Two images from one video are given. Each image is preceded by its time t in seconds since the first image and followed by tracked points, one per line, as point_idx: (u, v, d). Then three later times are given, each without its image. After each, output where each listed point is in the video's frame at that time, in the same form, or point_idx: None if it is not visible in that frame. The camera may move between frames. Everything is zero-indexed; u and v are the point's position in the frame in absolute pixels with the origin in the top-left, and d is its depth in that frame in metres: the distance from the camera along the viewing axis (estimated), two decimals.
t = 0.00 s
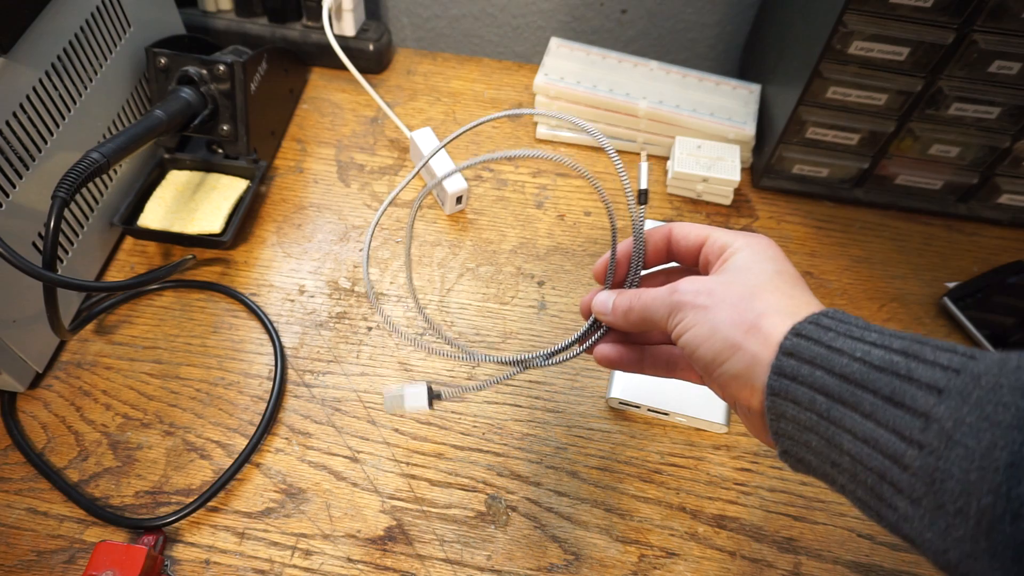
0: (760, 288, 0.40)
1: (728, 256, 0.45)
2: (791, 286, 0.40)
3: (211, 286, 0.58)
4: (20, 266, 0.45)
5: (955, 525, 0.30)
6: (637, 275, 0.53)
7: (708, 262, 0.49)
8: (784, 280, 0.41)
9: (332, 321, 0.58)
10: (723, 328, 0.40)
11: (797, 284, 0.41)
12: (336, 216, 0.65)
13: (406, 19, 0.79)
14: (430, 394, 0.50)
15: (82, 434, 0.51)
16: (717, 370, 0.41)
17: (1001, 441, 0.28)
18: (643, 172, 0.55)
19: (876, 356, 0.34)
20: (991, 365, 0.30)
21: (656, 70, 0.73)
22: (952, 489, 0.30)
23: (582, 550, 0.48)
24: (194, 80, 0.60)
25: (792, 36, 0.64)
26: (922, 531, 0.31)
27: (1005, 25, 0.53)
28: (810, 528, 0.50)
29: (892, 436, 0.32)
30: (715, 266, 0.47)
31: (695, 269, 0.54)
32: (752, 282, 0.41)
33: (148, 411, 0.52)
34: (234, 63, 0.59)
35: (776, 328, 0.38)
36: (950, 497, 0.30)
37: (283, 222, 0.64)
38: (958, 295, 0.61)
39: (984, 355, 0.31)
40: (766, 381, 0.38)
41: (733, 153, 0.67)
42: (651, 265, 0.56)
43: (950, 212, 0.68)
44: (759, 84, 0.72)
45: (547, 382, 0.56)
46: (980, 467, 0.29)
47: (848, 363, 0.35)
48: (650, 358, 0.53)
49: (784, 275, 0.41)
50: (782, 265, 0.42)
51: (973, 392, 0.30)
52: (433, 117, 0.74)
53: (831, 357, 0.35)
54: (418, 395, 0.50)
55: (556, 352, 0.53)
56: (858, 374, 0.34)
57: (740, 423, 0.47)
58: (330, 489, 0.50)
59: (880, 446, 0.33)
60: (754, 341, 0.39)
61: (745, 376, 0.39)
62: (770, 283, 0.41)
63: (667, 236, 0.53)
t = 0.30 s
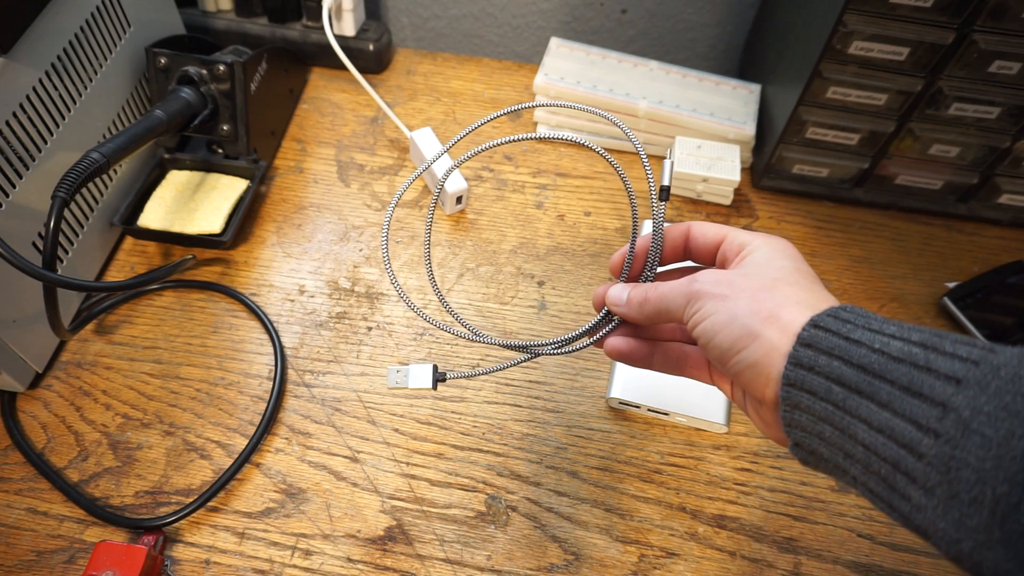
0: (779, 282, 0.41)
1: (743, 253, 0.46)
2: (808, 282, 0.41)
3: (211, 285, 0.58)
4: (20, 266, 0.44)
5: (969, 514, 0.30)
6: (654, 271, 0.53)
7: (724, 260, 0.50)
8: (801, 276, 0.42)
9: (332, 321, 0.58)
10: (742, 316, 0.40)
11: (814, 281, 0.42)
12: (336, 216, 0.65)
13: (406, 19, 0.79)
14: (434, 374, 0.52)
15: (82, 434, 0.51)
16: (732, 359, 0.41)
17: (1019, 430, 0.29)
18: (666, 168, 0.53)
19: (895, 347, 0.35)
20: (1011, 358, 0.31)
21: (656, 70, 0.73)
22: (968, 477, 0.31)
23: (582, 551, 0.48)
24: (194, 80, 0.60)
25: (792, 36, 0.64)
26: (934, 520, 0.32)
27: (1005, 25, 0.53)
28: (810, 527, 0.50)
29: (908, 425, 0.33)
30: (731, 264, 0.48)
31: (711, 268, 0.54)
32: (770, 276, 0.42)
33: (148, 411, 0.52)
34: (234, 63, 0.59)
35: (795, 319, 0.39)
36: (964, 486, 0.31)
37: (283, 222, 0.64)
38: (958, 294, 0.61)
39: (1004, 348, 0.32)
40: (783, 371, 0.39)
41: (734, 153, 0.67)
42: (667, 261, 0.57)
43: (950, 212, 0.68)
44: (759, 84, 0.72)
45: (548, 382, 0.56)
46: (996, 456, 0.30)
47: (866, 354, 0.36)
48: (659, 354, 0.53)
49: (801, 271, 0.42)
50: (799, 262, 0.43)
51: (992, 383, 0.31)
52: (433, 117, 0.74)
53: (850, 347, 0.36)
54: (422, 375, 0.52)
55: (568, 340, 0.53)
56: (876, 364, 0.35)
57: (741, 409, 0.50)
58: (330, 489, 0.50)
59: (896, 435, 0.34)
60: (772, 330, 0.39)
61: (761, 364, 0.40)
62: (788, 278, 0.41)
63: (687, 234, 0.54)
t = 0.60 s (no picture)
0: (779, 282, 0.41)
1: (744, 254, 0.46)
2: (809, 282, 0.41)
3: (211, 286, 0.58)
4: (20, 266, 0.44)
5: (969, 517, 0.30)
6: (653, 272, 0.53)
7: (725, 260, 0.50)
8: (802, 277, 0.42)
9: (332, 321, 0.58)
10: (743, 317, 0.40)
11: (815, 281, 0.42)
12: (336, 216, 0.65)
13: (406, 20, 0.79)
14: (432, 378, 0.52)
15: (82, 434, 0.51)
16: (733, 360, 0.41)
17: (1020, 432, 0.29)
18: (666, 168, 0.53)
19: (896, 350, 0.35)
20: (1013, 360, 0.31)
21: (656, 70, 0.73)
22: (968, 480, 0.31)
23: (582, 550, 0.48)
24: (194, 80, 0.60)
25: (792, 36, 0.64)
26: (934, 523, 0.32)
27: (1005, 25, 0.53)
28: (810, 528, 0.50)
29: (909, 427, 0.33)
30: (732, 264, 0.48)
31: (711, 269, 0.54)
32: (771, 277, 0.42)
33: (148, 411, 0.52)
34: (234, 63, 0.59)
35: (796, 320, 0.39)
36: (965, 488, 0.31)
37: (283, 222, 0.64)
38: (958, 295, 0.61)
39: (1005, 350, 0.32)
40: (784, 372, 0.39)
41: (734, 152, 0.67)
42: (667, 261, 0.57)
43: (950, 212, 0.68)
44: (759, 84, 0.72)
45: (547, 382, 0.56)
46: (997, 458, 0.30)
47: (867, 356, 0.36)
48: (661, 357, 0.53)
49: (802, 272, 0.42)
50: (801, 262, 0.43)
51: (993, 385, 0.31)
52: (433, 117, 0.74)
53: (851, 349, 0.36)
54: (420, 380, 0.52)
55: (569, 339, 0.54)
56: (877, 366, 0.35)
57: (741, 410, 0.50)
58: (330, 489, 0.50)
59: (896, 437, 0.34)
60: (773, 331, 0.39)
61: (762, 365, 0.40)
62: (790, 278, 0.41)
63: (686, 235, 0.54)
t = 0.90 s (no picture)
0: (780, 281, 0.41)
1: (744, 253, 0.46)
2: (809, 281, 0.41)
3: (211, 285, 0.58)
4: (20, 266, 0.44)
5: (973, 517, 0.30)
6: (653, 271, 0.53)
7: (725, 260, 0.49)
8: (802, 275, 0.42)
9: (332, 321, 0.58)
10: (744, 316, 0.40)
11: (816, 280, 0.42)
12: (335, 216, 0.65)
13: (406, 20, 0.79)
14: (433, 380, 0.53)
15: (82, 434, 0.51)
16: (734, 360, 0.41)
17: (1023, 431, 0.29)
18: (665, 167, 0.53)
19: (898, 349, 0.35)
20: (1016, 359, 0.31)
21: (656, 70, 0.73)
22: (972, 479, 0.31)
23: (582, 550, 0.48)
24: (194, 80, 0.60)
25: (792, 36, 0.64)
26: (937, 523, 0.32)
27: (1005, 25, 0.53)
28: (810, 528, 0.50)
29: (911, 427, 0.33)
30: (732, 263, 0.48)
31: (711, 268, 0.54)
32: (771, 277, 0.42)
33: (148, 411, 0.52)
34: (234, 63, 0.59)
35: (797, 319, 0.39)
36: (969, 488, 0.31)
37: (283, 222, 0.64)
38: (958, 295, 0.61)
39: (1008, 348, 0.32)
40: (785, 372, 0.39)
41: (734, 152, 0.67)
42: (666, 261, 0.57)
43: (950, 212, 0.68)
44: (759, 84, 0.72)
45: (547, 382, 0.56)
46: (1000, 457, 0.30)
47: (869, 355, 0.36)
48: (662, 357, 0.53)
49: (803, 271, 0.42)
50: (801, 261, 0.43)
51: (996, 383, 0.31)
52: (433, 117, 0.74)
53: (853, 348, 0.36)
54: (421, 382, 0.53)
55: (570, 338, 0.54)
56: (879, 365, 0.35)
57: (742, 409, 0.50)
58: (330, 489, 0.50)
59: (899, 436, 0.34)
60: (775, 330, 0.39)
61: (763, 364, 0.40)
62: (790, 277, 0.41)
63: (685, 234, 0.54)
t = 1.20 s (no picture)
0: (780, 273, 0.41)
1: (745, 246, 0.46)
2: (810, 273, 0.42)
3: (211, 286, 0.58)
4: (20, 266, 0.44)
5: (971, 505, 0.31)
6: (653, 263, 0.53)
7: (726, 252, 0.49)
8: (802, 267, 0.42)
9: (332, 321, 0.58)
10: (744, 307, 0.40)
11: (816, 272, 0.42)
12: (335, 216, 0.65)
13: (406, 19, 0.79)
14: (433, 372, 0.52)
15: (82, 434, 0.51)
16: (734, 351, 0.41)
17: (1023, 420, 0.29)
18: (666, 159, 0.53)
19: (898, 338, 0.35)
20: (1015, 348, 0.31)
21: (656, 70, 0.73)
22: (970, 468, 0.31)
23: (582, 551, 0.48)
24: (194, 80, 0.60)
25: (792, 36, 0.64)
26: (935, 512, 0.32)
27: (1005, 25, 0.53)
28: (810, 527, 0.50)
29: (911, 416, 0.33)
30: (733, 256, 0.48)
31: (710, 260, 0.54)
32: (771, 268, 0.42)
33: (148, 411, 0.52)
34: (234, 63, 0.59)
35: (798, 310, 0.39)
36: (967, 477, 0.31)
37: (283, 222, 0.64)
38: (958, 294, 0.61)
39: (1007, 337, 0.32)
40: (785, 362, 0.39)
41: (734, 152, 0.67)
42: (666, 254, 0.57)
43: (950, 212, 0.68)
44: (759, 84, 0.72)
45: (548, 382, 0.56)
46: (999, 446, 0.30)
47: (868, 344, 0.36)
48: (661, 348, 0.53)
49: (803, 263, 0.42)
50: (801, 253, 0.43)
51: (995, 373, 0.31)
52: (433, 117, 0.74)
53: (852, 338, 0.36)
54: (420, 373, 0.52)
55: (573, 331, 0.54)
56: (879, 355, 0.35)
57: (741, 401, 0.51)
58: (330, 489, 0.50)
59: (898, 426, 0.34)
60: (775, 321, 0.39)
61: (763, 355, 0.40)
62: (790, 269, 0.41)
63: (685, 226, 0.54)
